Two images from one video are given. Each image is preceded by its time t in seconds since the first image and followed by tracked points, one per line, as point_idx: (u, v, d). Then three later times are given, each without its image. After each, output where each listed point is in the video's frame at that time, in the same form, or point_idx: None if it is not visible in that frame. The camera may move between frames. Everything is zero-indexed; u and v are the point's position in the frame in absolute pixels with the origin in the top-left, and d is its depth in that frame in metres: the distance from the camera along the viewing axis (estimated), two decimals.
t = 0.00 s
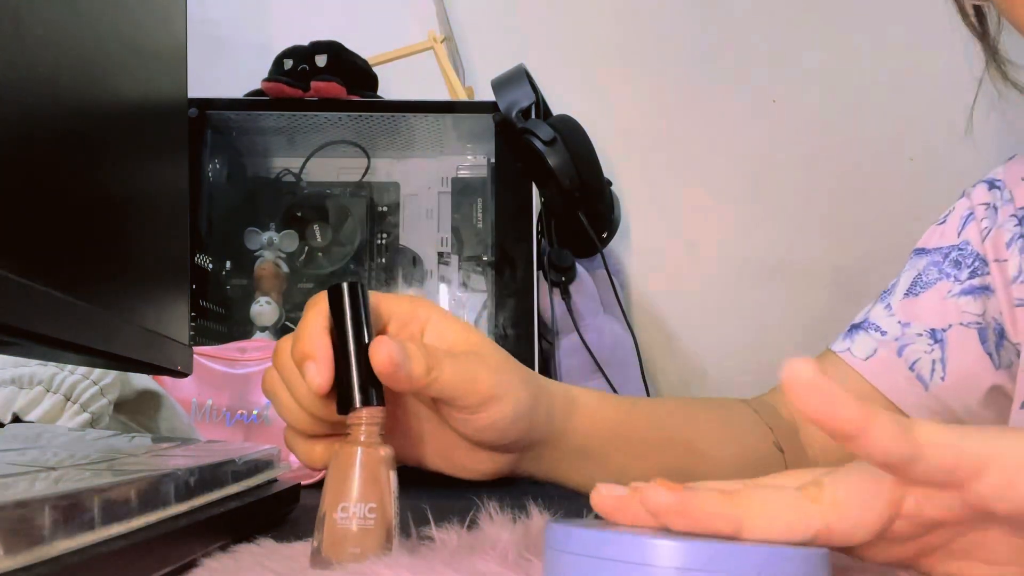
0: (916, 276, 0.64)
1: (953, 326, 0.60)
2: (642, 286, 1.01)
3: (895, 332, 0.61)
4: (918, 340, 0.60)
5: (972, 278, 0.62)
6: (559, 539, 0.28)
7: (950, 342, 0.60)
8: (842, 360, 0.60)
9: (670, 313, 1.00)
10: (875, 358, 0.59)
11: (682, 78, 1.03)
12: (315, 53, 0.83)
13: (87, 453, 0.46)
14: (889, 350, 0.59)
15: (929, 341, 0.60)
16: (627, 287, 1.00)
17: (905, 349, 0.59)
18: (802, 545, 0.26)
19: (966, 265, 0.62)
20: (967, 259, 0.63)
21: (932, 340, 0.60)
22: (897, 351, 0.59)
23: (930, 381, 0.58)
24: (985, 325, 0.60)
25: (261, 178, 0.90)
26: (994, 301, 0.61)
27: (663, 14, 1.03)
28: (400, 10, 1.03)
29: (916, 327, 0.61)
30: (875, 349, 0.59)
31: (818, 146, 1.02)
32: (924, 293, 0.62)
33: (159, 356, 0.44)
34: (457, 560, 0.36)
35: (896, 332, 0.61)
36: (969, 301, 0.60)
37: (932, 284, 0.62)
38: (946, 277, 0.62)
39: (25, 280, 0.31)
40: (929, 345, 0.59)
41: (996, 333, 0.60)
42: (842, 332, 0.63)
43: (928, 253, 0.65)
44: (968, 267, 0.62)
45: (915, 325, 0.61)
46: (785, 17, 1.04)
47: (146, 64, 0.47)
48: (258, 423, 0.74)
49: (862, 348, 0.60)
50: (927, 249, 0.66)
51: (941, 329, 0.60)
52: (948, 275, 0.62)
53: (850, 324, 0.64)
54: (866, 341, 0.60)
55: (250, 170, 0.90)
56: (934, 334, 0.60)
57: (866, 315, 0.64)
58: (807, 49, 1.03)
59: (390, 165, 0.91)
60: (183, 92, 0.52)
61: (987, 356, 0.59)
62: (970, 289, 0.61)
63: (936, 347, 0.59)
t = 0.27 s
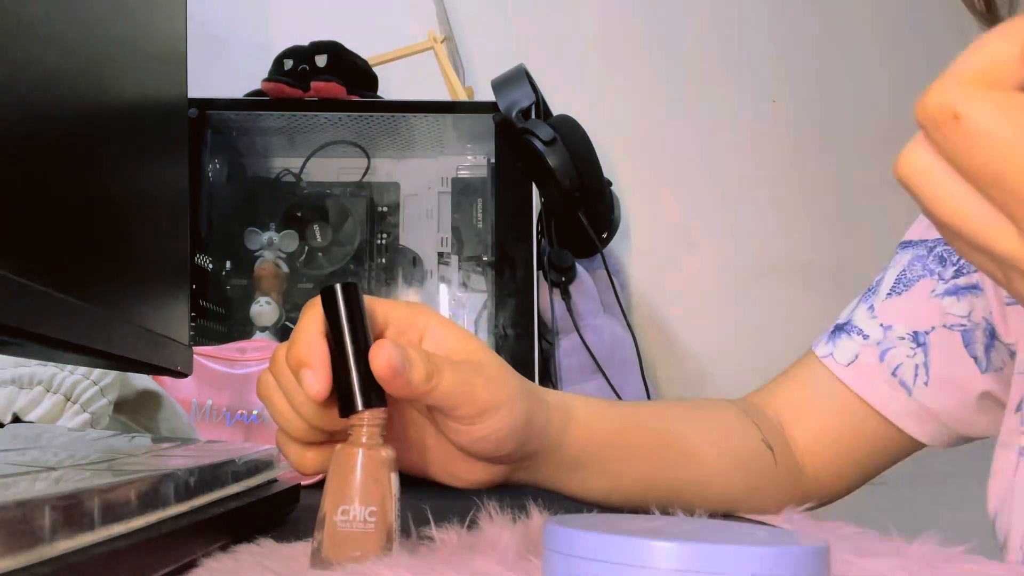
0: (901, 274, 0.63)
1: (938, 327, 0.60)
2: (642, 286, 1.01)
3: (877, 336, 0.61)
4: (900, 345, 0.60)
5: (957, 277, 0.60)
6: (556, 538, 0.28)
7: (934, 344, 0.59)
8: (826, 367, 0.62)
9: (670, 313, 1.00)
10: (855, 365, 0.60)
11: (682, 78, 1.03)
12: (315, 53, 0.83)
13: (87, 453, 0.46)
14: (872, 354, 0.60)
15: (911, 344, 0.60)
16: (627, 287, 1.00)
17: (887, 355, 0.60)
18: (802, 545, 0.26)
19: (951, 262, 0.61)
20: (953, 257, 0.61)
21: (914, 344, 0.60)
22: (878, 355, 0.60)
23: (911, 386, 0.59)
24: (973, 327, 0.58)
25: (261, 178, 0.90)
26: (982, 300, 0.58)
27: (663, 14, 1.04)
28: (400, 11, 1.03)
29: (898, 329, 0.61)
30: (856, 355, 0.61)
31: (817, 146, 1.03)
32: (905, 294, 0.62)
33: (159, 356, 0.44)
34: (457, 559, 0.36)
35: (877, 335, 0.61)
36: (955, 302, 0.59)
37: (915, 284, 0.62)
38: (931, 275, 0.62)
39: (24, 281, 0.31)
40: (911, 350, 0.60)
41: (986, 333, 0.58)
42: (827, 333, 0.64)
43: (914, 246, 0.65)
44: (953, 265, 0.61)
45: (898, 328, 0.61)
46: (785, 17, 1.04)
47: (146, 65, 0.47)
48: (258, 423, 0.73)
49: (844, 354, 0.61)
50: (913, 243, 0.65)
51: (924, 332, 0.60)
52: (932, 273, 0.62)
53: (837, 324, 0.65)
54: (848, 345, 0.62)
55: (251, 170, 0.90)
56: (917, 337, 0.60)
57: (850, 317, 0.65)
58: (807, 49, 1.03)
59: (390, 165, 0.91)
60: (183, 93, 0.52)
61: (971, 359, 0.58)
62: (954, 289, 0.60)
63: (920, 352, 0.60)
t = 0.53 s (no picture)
0: (904, 278, 0.64)
1: (941, 328, 0.61)
2: (642, 286, 1.01)
3: (882, 335, 0.61)
4: (905, 344, 0.61)
5: (961, 280, 0.62)
6: (563, 542, 0.28)
7: (937, 344, 0.60)
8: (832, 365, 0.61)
9: (669, 313, 1.00)
10: (862, 362, 0.60)
11: (682, 78, 1.03)
12: (315, 53, 0.83)
13: (87, 453, 0.46)
14: (877, 354, 0.60)
15: (916, 344, 0.61)
16: (627, 287, 1.00)
17: (892, 353, 0.60)
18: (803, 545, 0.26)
19: (954, 266, 0.63)
20: (956, 261, 0.63)
21: (919, 343, 0.61)
22: (884, 355, 0.60)
23: (916, 384, 0.59)
24: (975, 328, 0.60)
25: (261, 178, 0.90)
26: (984, 303, 0.61)
27: (663, 14, 1.04)
28: (400, 10, 1.03)
29: (903, 329, 0.61)
30: (862, 354, 0.61)
31: (817, 146, 1.03)
32: (910, 296, 0.62)
33: (159, 356, 0.44)
34: (458, 560, 0.36)
35: (882, 335, 0.61)
36: (957, 303, 0.61)
37: (918, 287, 0.62)
38: (935, 279, 0.62)
39: (24, 281, 0.31)
40: (917, 349, 0.60)
41: (988, 333, 0.60)
42: (831, 334, 0.64)
43: (916, 254, 0.65)
44: (957, 268, 0.62)
45: (902, 328, 0.61)
46: (785, 17, 1.04)
47: (145, 64, 0.46)
48: (258, 423, 0.74)
49: (849, 352, 0.61)
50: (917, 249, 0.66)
51: (928, 332, 0.61)
52: (936, 276, 0.63)
53: (840, 325, 0.65)
54: (853, 344, 0.61)
55: (250, 170, 0.90)
56: (922, 337, 0.61)
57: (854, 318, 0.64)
58: (807, 49, 1.03)
59: (390, 164, 0.91)
60: (183, 92, 0.51)
61: (974, 358, 0.60)
62: (959, 291, 0.61)
63: (924, 350, 0.60)
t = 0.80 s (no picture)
0: (918, 282, 0.64)
1: (956, 330, 0.61)
2: (642, 286, 1.01)
3: (897, 336, 0.62)
4: (920, 344, 0.61)
5: (974, 283, 0.61)
6: (568, 540, 0.28)
7: (952, 345, 0.60)
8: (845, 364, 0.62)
9: (670, 313, 1.00)
10: (875, 363, 0.61)
11: (682, 78, 1.03)
12: (315, 53, 0.83)
13: (87, 453, 0.46)
14: (891, 355, 0.61)
15: (930, 344, 0.61)
16: (627, 287, 1.00)
17: (906, 353, 0.61)
18: (804, 545, 0.26)
19: (968, 270, 0.62)
20: (968, 265, 0.63)
21: (933, 344, 0.61)
22: (898, 355, 0.61)
23: (930, 384, 0.59)
24: (987, 330, 0.60)
25: (261, 178, 0.90)
26: (996, 307, 0.60)
27: (663, 14, 1.04)
28: (400, 10, 1.03)
29: (917, 331, 0.61)
30: (876, 354, 0.61)
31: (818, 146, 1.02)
32: (924, 299, 0.62)
33: (159, 356, 0.44)
34: (458, 560, 0.36)
35: (897, 336, 0.62)
36: (971, 306, 0.61)
37: (933, 290, 0.63)
38: (948, 282, 0.62)
39: (24, 281, 0.31)
40: (931, 350, 0.60)
41: (998, 337, 0.60)
42: (846, 335, 0.64)
43: (929, 259, 0.66)
44: (970, 272, 0.62)
45: (917, 329, 0.61)
46: (786, 17, 1.04)
47: (145, 65, 0.46)
48: (258, 423, 0.74)
49: (864, 353, 0.62)
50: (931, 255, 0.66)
51: (943, 333, 0.61)
52: (949, 280, 0.62)
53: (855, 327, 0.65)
54: (868, 345, 0.62)
55: (250, 170, 0.90)
56: (936, 338, 0.61)
57: (869, 319, 0.65)
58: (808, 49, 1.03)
59: (390, 164, 0.91)
60: (183, 92, 0.51)
61: (988, 360, 0.59)
62: (972, 294, 0.61)
63: (938, 351, 0.60)
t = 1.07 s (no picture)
0: (921, 281, 0.64)
1: (960, 331, 0.60)
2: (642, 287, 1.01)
3: (900, 338, 0.61)
4: (924, 347, 0.60)
5: (979, 283, 0.62)
6: (570, 539, 0.28)
7: (956, 347, 0.60)
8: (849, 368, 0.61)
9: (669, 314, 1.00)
10: (880, 365, 0.60)
11: (682, 78, 1.03)
12: (315, 53, 0.83)
13: (87, 453, 0.46)
14: (894, 357, 0.60)
15: (934, 347, 0.60)
16: (627, 287, 1.00)
17: (909, 356, 0.60)
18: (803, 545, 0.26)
19: (972, 270, 0.63)
20: (973, 265, 0.63)
21: (937, 347, 0.60)
22: (901, 358, 0.60)
23: (935, 388, 0.59)
24: (993, 331, 0.60)
25: (261, 178, 0.90)
26: (1003, 306, 0.61)
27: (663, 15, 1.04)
28: (400, 11, 1.03)
29: (921, 332, 0.61)
30: (880, 357, 0.61)
31: (817, 146, 1.03)
32: (928, 299, 0.62)
33: (159, 356, 0.44)
34: (457, 560, 0.36)
35: (901, 338, 0.61)
36: (975, 307, 0.61)
37: (937, 289, 0.63)
38: (951, 282, 0.63)
39: (24, 281, 0.31)
40: (934, 352, 0.60)
41: (1005, 338, 0.60)
42: (848, 336, 0.64)
43: (933, 255, 0.65)
44: (974, 272, 0.62)
45: (920, 331, 0.61)
46: (786, 18, 1.04)
47: (146, 65, 0.47)
48: (258, 423, 0.74)
49: (867, 355, 0.61)
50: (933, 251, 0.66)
51: (946, 335, 0.61)
52: (953, 279, 0.63)
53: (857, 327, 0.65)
54: (871, 347, 0.61)
55: (250, 170, 0.90)
56: (940, 340, 0.61)
57: (871, 320, 0.64)
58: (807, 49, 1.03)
59: (390, 164, 0.91)
60: (183, 92, 0.52)
61: (993, 363, 0.59)
62: (976, 295, 0.61)
63: (942, 354, 0.60)
